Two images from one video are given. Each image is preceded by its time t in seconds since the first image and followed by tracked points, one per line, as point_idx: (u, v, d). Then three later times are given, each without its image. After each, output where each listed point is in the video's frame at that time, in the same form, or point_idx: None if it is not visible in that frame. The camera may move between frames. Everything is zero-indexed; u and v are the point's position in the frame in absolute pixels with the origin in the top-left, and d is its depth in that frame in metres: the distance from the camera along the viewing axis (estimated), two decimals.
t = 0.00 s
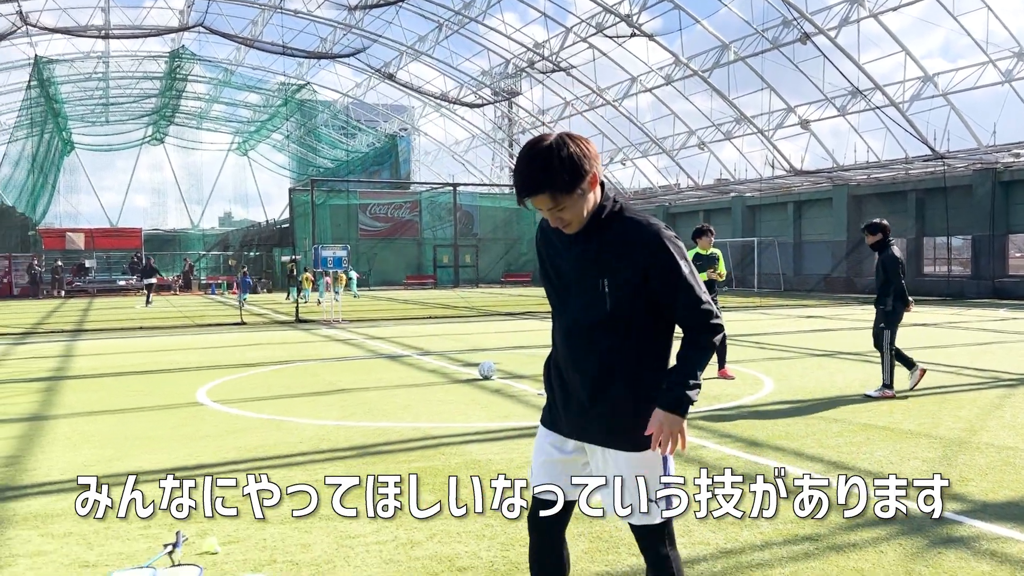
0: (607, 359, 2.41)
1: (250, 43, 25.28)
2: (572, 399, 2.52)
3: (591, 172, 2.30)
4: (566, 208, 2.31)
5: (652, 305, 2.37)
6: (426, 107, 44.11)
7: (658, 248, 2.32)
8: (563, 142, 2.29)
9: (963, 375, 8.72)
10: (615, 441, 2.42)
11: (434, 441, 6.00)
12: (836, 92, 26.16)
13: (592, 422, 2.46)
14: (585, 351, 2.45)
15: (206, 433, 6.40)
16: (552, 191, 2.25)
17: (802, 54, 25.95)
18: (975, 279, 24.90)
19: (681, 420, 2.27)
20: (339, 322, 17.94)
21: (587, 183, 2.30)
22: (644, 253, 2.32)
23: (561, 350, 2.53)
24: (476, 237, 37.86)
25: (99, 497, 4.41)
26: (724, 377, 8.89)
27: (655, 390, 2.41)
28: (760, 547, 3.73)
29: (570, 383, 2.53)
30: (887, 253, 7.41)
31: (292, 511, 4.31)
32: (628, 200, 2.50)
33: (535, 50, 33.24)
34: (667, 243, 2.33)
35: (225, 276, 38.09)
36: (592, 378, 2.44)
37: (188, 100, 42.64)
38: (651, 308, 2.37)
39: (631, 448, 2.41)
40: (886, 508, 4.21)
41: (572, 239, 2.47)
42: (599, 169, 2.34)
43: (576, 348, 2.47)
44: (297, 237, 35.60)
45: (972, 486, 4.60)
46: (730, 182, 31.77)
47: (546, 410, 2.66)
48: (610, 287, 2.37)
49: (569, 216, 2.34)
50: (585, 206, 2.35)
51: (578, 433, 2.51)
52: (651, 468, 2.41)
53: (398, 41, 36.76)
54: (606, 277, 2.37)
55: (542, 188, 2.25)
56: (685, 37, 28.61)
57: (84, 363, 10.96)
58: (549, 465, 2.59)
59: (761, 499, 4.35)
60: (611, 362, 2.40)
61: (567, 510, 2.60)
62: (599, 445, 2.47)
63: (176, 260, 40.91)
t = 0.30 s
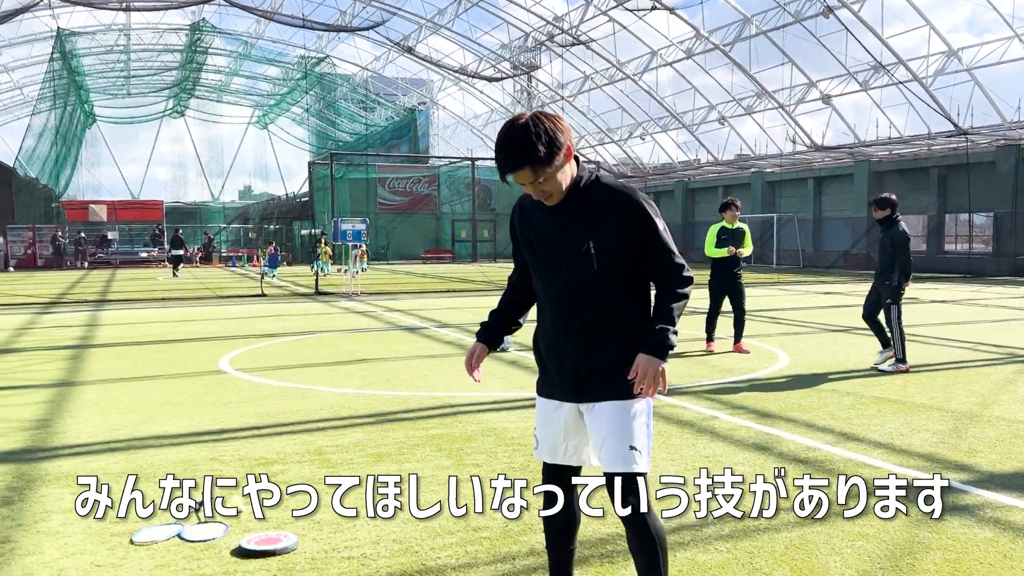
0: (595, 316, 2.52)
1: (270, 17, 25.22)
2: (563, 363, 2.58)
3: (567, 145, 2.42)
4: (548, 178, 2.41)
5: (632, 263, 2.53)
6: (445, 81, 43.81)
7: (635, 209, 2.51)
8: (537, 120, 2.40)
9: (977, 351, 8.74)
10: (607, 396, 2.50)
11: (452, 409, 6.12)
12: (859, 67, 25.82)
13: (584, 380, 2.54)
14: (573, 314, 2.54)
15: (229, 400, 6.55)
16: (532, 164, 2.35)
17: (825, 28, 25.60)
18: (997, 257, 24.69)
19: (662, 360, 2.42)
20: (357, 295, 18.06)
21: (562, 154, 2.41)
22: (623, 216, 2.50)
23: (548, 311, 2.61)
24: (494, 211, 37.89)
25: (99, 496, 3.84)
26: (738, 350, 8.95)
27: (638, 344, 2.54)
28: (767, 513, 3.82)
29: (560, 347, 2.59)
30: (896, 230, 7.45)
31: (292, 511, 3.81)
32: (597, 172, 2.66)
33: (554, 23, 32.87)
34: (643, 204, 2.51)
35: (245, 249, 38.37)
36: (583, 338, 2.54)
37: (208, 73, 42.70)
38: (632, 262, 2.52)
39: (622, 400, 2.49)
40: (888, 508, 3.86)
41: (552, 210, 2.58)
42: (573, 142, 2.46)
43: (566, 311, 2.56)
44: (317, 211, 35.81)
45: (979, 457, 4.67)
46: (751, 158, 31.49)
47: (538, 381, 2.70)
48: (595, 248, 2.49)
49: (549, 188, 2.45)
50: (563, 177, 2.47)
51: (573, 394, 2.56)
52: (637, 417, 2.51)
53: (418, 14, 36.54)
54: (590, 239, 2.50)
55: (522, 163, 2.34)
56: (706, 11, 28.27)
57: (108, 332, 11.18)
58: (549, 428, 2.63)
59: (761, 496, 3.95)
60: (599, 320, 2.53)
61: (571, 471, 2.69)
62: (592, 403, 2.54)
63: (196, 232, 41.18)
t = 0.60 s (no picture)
0: (597, 288, 2.57)
1: None
2: (565, 333, 2.63)
3: (566, 121, 2.41)
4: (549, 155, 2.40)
5: (633, 235, 2.57)
6: (449, 54, 43.21)
7: (636, 181, 2.53)
8: (536, 97, 2.37)
9: (977, 328, 8.82)
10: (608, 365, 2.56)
11: (458, 380, 6.21)
12: (866, 43, 25.65)
13: (586, 349, 2.59)
14: (576, 286, 2.58)
15: (237, 369, 6.64)
16: (532, 145, 2.34)
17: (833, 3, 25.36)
18: (1001, 235, 24.70)
19: (662, 330, 2.48)
20: (362, 268, 18.14)
21: (562, 132, 2.41)
22: (624, 189, 2.53)
23: (548, 285, 2.65)
24: (499, 185, 37.87)
25: (98, 497, 3.38)
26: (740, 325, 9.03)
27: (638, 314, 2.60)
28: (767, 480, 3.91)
29: (561, 318, 2.63)
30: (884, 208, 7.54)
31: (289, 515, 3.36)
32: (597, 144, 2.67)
33: None
34: (642, 176, 2.54)
35: (250, 221, 38.43)
36: (585, 310, 2.58)
37: (212, 44, 42.38)
38: (632, 235, 2.57)
39: (620, 366, 2.55)
40: (888, 507, 3.57)
41: (553, 184, 2.60)
42: (571, 118, 2.45)
43: (568, 283, 2.60)
44: (321, 183, 35.81)
45: (976, 429, 4.76)
46: (756, 134, 31.33)
47: (539, 349, 2.76)
48: (596, 222, 2.53)
49: (550, 165, 2.45)
50: (563, 154, 2.47)
51: (575, 362, 2.62)
52: (633, 381, 2.57)
53: None
54: (591, 213, 2.54)
55: (522, 143, 2.33)
56: None
57: (117, 302, 11.27)
58: (546, 390, 2.71)
59: (762, 496, 3.64)
60: (601, 291, 2.57)
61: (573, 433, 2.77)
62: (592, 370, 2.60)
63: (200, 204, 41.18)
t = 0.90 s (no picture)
0: (583, 277, 2.60)
1: None
2: (551, 316, 2.68)
3: (564, 108, 2.44)
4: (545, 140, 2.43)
5: (626, 228, 2.59)
6: (429, 36, 42.68)
7: (629, 176, 2.53)
8: (536, 82, 2.42)
9: (948, 312, 9.06)
10: (586, 353, 2.60)
11: (443, 361, 6.30)
12: (844, 31, 25.86)
13: (568, 337, 2.62)
14: (563, 271, 2.63)
15: (223, 350, 6.69)
16: (528, 131, 2.40)
17: None
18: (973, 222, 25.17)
19: (647, 330, 2.53)
20: (342, 251, 18.15)
21: (560, 119, 2.44)
22: (617, 181, 2.53)
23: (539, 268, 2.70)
24: (478, 169, 37.89)
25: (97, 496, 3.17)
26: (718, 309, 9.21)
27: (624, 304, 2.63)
28: (745, 455, 4.06)
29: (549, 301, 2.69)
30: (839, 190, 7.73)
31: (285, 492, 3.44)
32: (602, 134, 2.67)
33: None
34: (636, 170, 2.54)
35: (227, 204, 38.18)
36: (569, 295, 2.62)
37: (188, 24, 41.72)
38: (623, 228, 2.58)
39: (605, 359, 2.60)
40: (889, 506, 3.41)
41: (551, 169, 2.62)
42: (572, 106, 2.48)
43: (555, 268, 2.64)
44: (299, 166, 35.62)
45: (946, 409, 4.93)
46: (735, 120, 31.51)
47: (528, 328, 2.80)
48: (585, 211, 2.55)
49: (545, 149, 2.49)
50: (561, 140, 2.50)
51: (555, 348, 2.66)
52: (613, 372, 2.61)
53: None
54: (582, 201, 2.55)
55: (519, 129, 2.39)
56: None
57: (97, 284, 11.22)
58: (527, 369, 2.74)
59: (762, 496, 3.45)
60: (588, 279, 2.60)
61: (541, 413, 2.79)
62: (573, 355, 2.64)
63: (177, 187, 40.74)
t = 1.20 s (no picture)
0: (574, 259, 2.71)
1: None
2: (542, 296, 2.77)
3: (559, 88, 2.54)
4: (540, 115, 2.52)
5: (615, 211, 2.71)
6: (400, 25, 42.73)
7: (621, 160, 2.65)
8: (533, 62, 2.52)
9: (913, 300, 9.34)
10: (577, 331, 2.71)
11: (424, 346, 6.42)
12: (813, 24, 26.24)
13: (560, 317, 2.73)
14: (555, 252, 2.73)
15: (203, 337, 6.73)
16: (527, 108, 2.49)
17: None
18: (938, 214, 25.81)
19: (641, 313, 2.64)
20: (315, 241, 18.12)
21: (556, 98, 2.54)
22: (608, 165, 2.65)
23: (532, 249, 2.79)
24: (450, 160, 38.07)
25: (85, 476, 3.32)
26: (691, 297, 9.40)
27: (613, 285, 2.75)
28: (720, 434, 4.22)
29: (540, 280, 2.79)
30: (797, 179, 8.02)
31: (275, 471, 3.54)
32: (591, 118, 2.78)
33: None
34: (626, 155, 2.66)
35: (197, 194, 37.88)
36: (561, 275, 2.72)
37: (156, 11, 41.16)
38: (614, 210, 2.70)
39: (594, 339, 2.71)
40: (860, 478, 3.60)
41: (544, 149, 2.72)
42: (566, 87, 2.59)
43: (547, 249, 2.74)
44: (270, 155, 35.48)
45: (912, 390, 5.14)
46: (706, 112, 31.84)
47: (517, 310, 2.90)
48: (578, 193, 2.66)
49: (540, 129, 2.58)
50: (555, 120, 2.59)
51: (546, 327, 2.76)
52: (602, 350, 2.73)
53: None
54: (574, 183, 2.66)
55: (517, 105, 2.48)
56: None
57: (70, 273, 11.14)
58: (517, 351, 2.84)
59: (742, 476, 3.61)
60: (580, 261, 2.71)
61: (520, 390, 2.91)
62: (563, 335, 2.75)
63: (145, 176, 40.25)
